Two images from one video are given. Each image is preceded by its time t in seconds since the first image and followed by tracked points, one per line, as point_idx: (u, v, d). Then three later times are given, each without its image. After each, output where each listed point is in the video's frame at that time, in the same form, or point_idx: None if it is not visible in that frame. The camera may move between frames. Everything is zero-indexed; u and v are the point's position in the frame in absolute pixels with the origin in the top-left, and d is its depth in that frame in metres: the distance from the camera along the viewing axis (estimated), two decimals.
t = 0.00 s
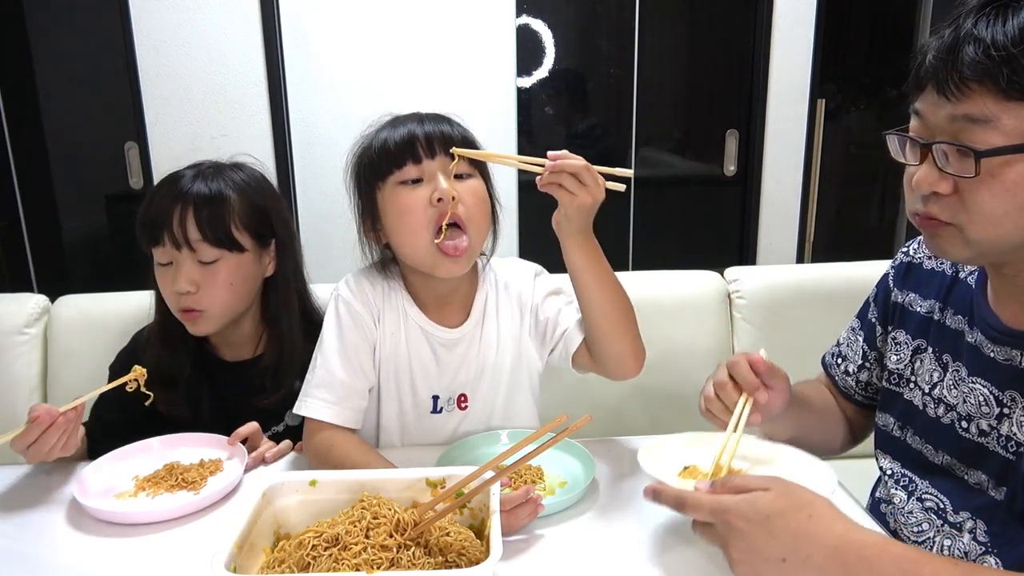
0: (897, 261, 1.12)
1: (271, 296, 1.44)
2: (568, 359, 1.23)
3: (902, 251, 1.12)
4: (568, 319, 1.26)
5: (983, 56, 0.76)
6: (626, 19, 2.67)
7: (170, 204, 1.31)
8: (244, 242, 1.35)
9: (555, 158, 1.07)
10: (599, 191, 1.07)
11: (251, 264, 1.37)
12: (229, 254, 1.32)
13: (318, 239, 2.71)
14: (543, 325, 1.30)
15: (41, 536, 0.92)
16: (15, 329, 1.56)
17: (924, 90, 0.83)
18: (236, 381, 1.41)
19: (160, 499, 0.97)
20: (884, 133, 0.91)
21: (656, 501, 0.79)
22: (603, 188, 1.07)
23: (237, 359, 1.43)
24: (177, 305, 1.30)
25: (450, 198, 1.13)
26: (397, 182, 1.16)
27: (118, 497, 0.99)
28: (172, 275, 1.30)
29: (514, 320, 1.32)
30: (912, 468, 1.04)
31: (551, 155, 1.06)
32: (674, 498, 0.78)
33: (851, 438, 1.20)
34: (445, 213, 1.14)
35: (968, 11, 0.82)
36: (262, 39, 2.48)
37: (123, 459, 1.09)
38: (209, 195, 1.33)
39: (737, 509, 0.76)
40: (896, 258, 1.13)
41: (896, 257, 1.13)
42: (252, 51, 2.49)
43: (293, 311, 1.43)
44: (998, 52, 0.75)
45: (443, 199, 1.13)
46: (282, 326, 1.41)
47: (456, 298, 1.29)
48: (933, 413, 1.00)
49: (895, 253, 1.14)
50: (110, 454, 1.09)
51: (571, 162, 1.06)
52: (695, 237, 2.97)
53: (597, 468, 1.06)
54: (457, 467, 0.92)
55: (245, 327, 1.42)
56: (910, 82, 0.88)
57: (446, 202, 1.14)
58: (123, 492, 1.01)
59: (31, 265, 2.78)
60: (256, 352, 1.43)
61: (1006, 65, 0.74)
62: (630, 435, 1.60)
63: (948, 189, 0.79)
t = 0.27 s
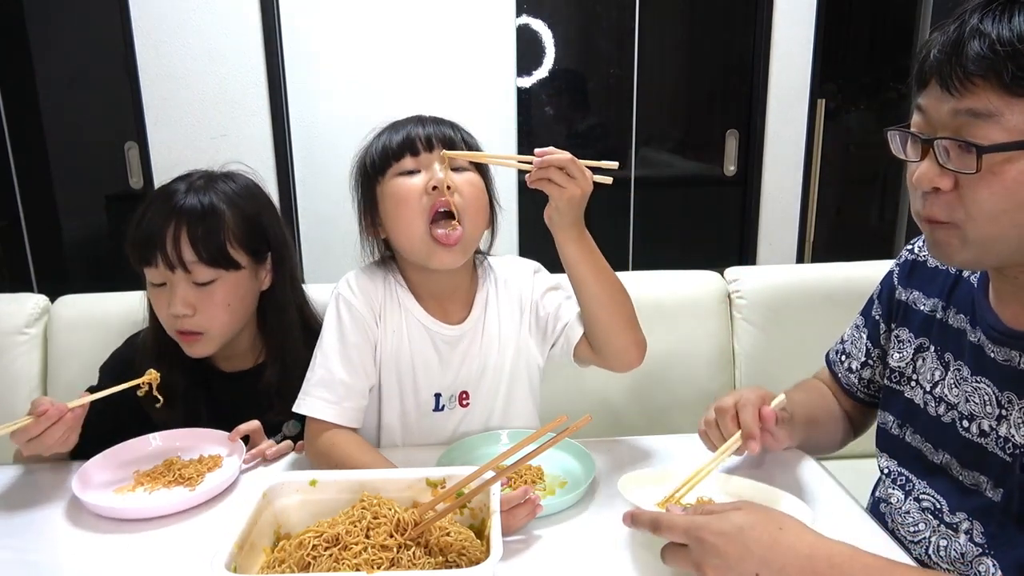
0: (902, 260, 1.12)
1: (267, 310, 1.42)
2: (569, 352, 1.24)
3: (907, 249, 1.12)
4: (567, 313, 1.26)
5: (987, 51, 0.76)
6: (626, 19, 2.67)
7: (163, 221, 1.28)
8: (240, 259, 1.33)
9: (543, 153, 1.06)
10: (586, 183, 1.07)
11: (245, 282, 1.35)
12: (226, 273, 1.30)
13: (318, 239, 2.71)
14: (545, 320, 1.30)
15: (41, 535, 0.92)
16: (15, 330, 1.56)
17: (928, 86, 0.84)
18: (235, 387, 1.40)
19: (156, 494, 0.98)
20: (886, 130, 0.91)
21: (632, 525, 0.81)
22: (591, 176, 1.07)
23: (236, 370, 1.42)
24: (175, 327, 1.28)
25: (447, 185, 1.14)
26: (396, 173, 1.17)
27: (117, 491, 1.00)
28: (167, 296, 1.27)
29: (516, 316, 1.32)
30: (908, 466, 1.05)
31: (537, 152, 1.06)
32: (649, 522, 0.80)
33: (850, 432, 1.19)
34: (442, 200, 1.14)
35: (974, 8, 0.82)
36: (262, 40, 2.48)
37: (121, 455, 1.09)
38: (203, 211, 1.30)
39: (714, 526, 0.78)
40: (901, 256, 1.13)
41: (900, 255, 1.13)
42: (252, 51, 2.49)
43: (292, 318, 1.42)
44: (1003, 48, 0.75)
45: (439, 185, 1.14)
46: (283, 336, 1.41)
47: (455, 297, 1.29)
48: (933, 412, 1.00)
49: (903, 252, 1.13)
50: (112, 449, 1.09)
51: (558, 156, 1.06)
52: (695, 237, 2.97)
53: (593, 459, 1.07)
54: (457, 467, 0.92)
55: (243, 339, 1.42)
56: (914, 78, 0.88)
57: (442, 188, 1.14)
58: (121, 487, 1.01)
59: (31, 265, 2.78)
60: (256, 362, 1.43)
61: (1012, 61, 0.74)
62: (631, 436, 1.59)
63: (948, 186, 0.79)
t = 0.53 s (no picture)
0: (906, 257, 1.12)
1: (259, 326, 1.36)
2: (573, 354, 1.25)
3: (912, 246, 1.13)
4: (570, 314, 1.27)
5: (991, 52, 0.76)
6: (626, 19, 2.67)
7: (151, 241, 1.21)
8: (232, 278, 1.26)
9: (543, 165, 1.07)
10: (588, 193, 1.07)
11: (238, 301, 1.28)
12: (216, 295, 1.23)
13: (318, 239, 2.71)
14: (547, 322, 1.31)
15: (41, 536, 0.92)
16: (15, 330, 1.56)
17: (932, 86, 0.84)
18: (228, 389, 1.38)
19: (162, 499, 0.97)
20: (891, 130, 0.91)
21: (646, 550, 0.82)
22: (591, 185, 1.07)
23: (230, 380, 1.38)
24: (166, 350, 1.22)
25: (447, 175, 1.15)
26: (396, 168, 1.17)
27: (122, 498, 1.00)
28: (156, 318, 1.21)
29: (517, 315, 1.32)
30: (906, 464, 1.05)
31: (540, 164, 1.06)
32: (660, 541, 0.81)
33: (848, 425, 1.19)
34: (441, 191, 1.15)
35: (980, 8, 0.81)
36: (262, 40, 2.48)
37: (125, 460, 1.09)
38: (193, 229, 1.23)
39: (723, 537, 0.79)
40: (905, 253, 1.13)
41: (905, 252, 1.13)
42: (252, 51, 2.49)
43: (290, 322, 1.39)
44: (1008, 49, 0.75)
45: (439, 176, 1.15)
46: (272, 348, 1.35)
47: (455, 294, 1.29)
48: (933, 410, 1.00)
49: (907, 249, 1.14)
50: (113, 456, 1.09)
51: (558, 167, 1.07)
52: (695, 237, 2.97)
53: (592, 457, 1.07)
54: (456, 467, 0.92)
55: (237, 353, 1.37)
56: (919, 76, 0.88)
57: (442, 179, 1.15)
58: (126, 494, 1.01)
59: (31, 265, 2.78)
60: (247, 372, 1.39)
61: (1015, 62, 0.74)
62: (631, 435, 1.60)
63: (951, 187, 0.79)
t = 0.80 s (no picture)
0: (915, 254, 1.13)
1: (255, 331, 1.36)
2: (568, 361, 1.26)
3: (920, 243, 1.13)
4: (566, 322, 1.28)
5: (1000, 49, 0.76)
6: (626, 18, 2.67)
7: (150, 234, 1.22)
8: (229, 275, 1.26)
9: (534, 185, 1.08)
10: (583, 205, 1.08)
11: (235, 300, 1.27)
12: (214, 290, 1.23)
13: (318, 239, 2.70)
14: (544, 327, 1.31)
15: (40, 537, 0.92)
16: (15, 330, 1.56)
17: (940, 83, 0.84)
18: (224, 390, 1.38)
19: (160, 500, 0.97)
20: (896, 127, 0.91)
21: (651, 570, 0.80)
22: (587, 201, 1.08)
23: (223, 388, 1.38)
24: (159, 347, 1.21)
25: (446, 171, 1.15)
26: (395, 167, 1.17)
27: (119, 500, 0.99)
28: (151, 310, 1.20)
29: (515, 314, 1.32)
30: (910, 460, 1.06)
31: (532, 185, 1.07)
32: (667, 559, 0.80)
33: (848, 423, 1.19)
34: (442, 188, 1.15)
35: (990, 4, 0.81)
36: (262, 40, 2.48)
37: (123, 461, 1.09)
38: (193, 224, 1.24)
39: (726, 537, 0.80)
40: (913, 250, 1.13)
41: (914, 248, 1.13)
42: (252, 51, 2.49)
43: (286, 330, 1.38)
44: (1016, 45, 0.75)
45: (440, 174, 1.15)
46: (268, 352, 1.34)
47: (452, 292, 1.29)
48: (937, 406, 1.01)
49: (915, 246, 1.14)
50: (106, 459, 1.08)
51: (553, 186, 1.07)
52: (695, 237, 2.98)
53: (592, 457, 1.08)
54: (456, 467, 0.93)
55: (231, 361, 1.37)
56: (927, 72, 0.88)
57: (442, 177, 1.15)
58: (122, 496, 1.00)
59: (31, 265, 2.78)
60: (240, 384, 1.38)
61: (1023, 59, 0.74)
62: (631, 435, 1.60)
63: (958, 185, 0.79)
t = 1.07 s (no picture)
0: (928, 252, 1.13)
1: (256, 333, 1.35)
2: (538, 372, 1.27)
3: (933, 243, 1.14)
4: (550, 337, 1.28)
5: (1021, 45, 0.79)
6: (626, 18, 2.67)
7: (152, 235, 1.22)
8: (231, 278, 1.26)
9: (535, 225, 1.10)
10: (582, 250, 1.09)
11: (235, 303, 1.27)
12: (213, 291, 1.23)
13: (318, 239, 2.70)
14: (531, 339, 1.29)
15: (41, 537, 0.92)
16: (15, 330, 1.56)
17: (960, 79, 0.88)
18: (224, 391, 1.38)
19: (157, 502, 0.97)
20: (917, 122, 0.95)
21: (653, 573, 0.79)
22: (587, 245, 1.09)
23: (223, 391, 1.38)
24: (155, 349, 1.20)
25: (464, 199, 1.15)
26: (409, 184, 1.15)
27: (115, 501, 0.99)
28: (150, 313, 1.20)
29: (507, 314, 1.32)
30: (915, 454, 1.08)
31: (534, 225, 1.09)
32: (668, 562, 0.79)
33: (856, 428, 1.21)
34: (459, 215, 1.15)
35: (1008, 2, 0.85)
36: (262, 40, 2.48)
37: (120, 461, 1.09)
38: (195, 226, 1.24)
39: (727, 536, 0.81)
40: (927, 249, 1.14)
41: (927, 247, 1.14)
42: (251, 51, 2.49)
43: (286, 332, 1.38)
44: None
45: (458, 200, 1.14)
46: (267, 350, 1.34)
47: (446, 292, 1.29)
48: (945, 400, 1.03)
49: (928, 246, 1.15)
50: (101, 461, 1.08)
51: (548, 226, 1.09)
52: (695, 237, 2.98)
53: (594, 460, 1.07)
54: (457, 467, 0.92)
55: (230, 364, 1.36)
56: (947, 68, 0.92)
57: (459, 203, 1.15)
58: (120, 496, 1.01)
59: (31, 265, 2.78)
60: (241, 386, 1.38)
61: None
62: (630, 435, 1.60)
63: (978, 178, 0.83)
